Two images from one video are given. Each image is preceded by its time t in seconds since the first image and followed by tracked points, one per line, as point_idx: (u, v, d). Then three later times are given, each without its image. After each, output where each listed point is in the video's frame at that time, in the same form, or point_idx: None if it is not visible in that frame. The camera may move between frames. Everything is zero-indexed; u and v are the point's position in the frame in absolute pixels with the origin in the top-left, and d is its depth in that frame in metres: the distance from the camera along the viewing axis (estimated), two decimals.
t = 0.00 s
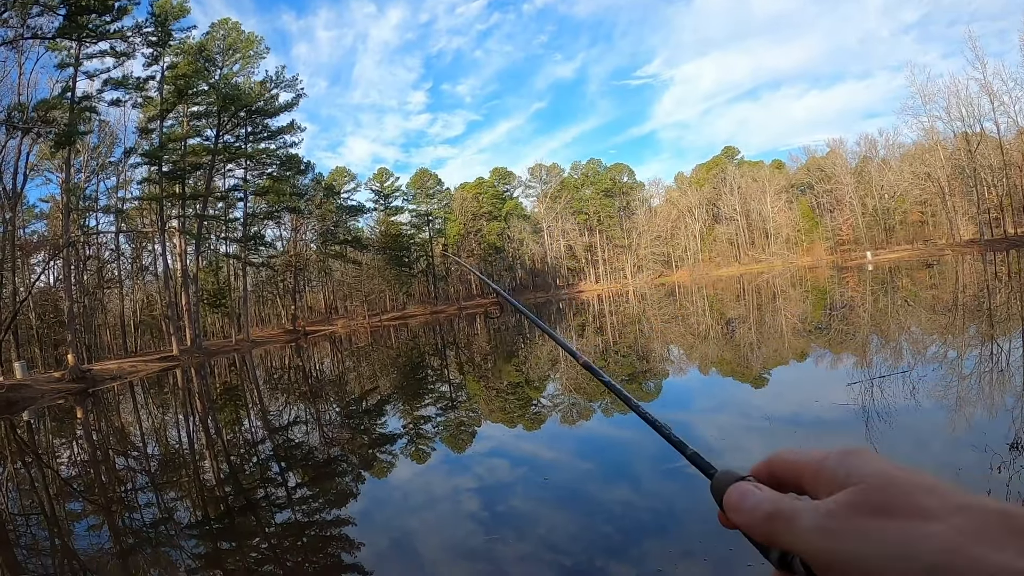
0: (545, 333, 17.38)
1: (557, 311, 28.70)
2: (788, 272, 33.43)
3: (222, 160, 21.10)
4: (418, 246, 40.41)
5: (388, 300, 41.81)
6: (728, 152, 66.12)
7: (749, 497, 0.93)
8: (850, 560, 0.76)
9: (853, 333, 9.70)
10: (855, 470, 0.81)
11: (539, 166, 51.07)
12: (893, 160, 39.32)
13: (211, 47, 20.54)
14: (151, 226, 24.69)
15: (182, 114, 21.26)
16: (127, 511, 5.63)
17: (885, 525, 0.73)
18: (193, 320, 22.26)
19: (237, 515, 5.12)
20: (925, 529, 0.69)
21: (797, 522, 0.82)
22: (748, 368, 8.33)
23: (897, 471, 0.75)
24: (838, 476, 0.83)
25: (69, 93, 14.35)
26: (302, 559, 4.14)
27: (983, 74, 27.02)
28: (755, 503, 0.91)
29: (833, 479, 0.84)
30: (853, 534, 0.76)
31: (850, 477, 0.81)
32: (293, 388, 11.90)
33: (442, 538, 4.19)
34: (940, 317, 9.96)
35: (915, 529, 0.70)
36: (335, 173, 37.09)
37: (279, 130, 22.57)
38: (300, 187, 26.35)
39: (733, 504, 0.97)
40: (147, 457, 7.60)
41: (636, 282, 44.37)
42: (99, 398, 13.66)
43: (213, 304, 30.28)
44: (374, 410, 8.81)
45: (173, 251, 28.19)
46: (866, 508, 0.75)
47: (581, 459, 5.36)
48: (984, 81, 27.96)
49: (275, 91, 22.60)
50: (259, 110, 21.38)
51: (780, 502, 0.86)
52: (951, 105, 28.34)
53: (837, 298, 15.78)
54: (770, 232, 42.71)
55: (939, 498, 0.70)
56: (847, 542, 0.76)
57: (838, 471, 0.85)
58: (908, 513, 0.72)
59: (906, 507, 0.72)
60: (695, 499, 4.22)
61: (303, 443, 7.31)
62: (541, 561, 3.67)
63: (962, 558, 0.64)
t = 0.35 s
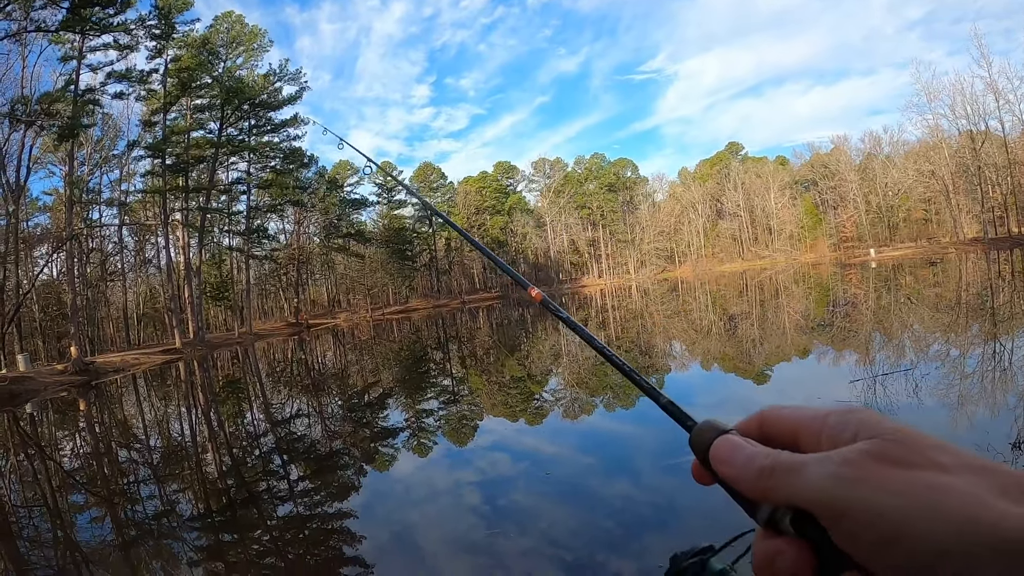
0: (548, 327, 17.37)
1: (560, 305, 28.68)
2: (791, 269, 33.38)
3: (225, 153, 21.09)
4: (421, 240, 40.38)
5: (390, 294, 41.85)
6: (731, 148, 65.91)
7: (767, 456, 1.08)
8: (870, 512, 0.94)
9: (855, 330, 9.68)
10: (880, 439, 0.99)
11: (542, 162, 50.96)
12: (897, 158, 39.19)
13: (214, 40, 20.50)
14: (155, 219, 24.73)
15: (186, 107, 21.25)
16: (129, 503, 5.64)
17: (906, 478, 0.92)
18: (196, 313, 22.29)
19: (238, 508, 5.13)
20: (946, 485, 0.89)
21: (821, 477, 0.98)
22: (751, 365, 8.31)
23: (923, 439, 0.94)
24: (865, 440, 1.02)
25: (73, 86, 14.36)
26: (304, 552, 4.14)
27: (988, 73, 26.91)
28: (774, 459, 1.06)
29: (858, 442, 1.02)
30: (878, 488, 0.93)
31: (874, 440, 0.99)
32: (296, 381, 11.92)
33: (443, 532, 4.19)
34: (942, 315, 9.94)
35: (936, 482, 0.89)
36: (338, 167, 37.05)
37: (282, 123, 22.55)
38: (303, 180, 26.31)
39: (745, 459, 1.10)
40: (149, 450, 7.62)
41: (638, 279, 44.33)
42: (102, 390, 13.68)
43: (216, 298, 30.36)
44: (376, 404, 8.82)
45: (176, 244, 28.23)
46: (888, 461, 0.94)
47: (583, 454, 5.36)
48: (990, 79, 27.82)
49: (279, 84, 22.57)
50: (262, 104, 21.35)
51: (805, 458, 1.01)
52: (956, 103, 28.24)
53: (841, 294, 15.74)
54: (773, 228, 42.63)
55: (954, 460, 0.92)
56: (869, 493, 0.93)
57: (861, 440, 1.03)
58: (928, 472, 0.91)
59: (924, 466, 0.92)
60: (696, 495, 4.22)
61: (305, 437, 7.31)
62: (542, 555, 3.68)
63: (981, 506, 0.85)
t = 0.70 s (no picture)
0: (549, 323, 17.37)
1: (561, 302, 28.68)
2: (793, 266, 33.35)
3: (226, 149, 21.06)
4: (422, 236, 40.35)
5: (391, 290, 41.86)
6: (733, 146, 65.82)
7: (774, 487, 1.11)
8: (861, 533, 0.93)
9: (856, 328, 9.67)
10: (870, 465, 1.00)
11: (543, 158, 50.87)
12: (899, 156, 39.13)
13: (215, 35, 20.45)
14: (156, 215, 24.74)
15: (187, 103, 21.23)
16: (131, 499, 5.66)
17: (898, 502, 0.89)
18: (197, 308, 22.30)
19: (239, 504, 5.14)
20: (935, 503, 0.84)
21: (820, 505, 1.01)
22: (751, 362, 8.30)
23: (914, 461, 0.91)
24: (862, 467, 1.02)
25: (74, 82, 14.35)
26: (304, 548, 4.15)
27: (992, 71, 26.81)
28: (780, 490, 1.09)
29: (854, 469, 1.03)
30: (865, 510, 0.93)
31: (867, 467, 1.00)
32: (297, 377, 11.93)
33: (444, 529, 4.19)
34: (944, 313, 9.92)
35: (925, 502, 0.85)
36: (339, 163, 37.01)
37: (284, 119, 22.51)
38: (304, 176, 26.30)
39: (754, 491, 1.14)
40: (150, 446, 7.63)
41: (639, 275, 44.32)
42: (103, 386, 13.69)
43: (217, 293, 30.38)
44: (377, 400, 8.84)
45: (177, 240, 28.24)
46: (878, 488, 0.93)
47: (583, 451, 5.36)
48: (992, 77, 27.75)
49: (281, 80, 22.56)
50: (264, 100, 21.35)
51: (804, 489, 1.05)
52: (958, 101, 28.16)
53: (842, 292, 15.74)
54: (775, 226, 42.58)
55: (948, 477, 0.85)
56: (859, 518, 0.94)
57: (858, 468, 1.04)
58: (921, 492, 0.88)
59: (919, 490, 0.89)
60: (697, 491, 4.23)
61: (306, 433, 7.32)
62: (543, 552, 3.68)
63: (966, 517, 0.78)
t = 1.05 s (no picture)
0: (547, 321, 17.38)
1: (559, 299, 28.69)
2: (791, 263, 33.35)
3: (224, 147, 21.04)
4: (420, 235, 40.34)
5: (389, 288, 41.85)
6: (732, 143, 65.78)
7: (797, 479, 1.12)
8: (896, 534, 0.98)
9: (854, 326, 9.67)
10: (900, 466, 1.04)
11: (541, 156, 50.84)
12: (897, 154, 39.14)
13: (212, 33, 20.39)
14: (154, 214, 24.71)
15: (184, 102, 21.20)
16: (129, 498, 5.66)
17: (932, 505, 0.96)
18: (195, 307, 22.25)
19: (238, 502, 5.14)
20: (966, 510, 0.93)
21: (851, 502, 1.03)
22: (749, 360, 8.31)
23: (946, 467, 0.98)
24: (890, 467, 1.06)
25: (71, 80, 14.31)
26: (303, 546, 4.15)
27: (989, 68, 26.83)
28: (805, 484, 1.10)
29: (886, 470, 1.06)
30: (900, 512, 0.97)
31: (898, 469, 1.04)
32: (295, 376, 11.91)
33: (443, 526, 4.20)
34: (942, 311, 9.93)
35: (956, 509, 0.93)
36: (337, 161, 36.96)
37: (281, 117, 22.47)
38: (302, 174, 26.23)
39: (778, 481, 1.14)
40: (149, 444, 7.63)
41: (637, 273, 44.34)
42: (101, 385, 13.67)
43: (215, 292, 30.37)
44: (376, 398, 8.84)
45: (175, 238, 28.20)
46: (913, 490, 0.99)
47: (582, 448, 5.37)
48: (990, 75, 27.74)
49: (278, 78, 22.51)
50: (262, 97, 21.32)
51: (832, 485, 1.06)
52: (957, 99, 28.18)
53: (840, 289, 15.75)
54: (773, 223, 42.60)
55: (974, 486, 0.95)
56: (892, 518, 0.98)
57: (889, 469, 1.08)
58: (951, 496, 0.95)
59: (946, 492, 0.96)
60: (695, 489, 4.23)
61: (305, 431, 7.33)
62: (543, 549, 3.68)
63: (999, 529, 0.89)
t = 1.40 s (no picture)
0: (543, 322, 17.38)
1: (556, 300, 28.71)
2: (788, 262, 33.39)
3: (221, 148, 21.00)
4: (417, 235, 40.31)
5: (387, 288, 41.82)
6: (728, 143, 65.88)
7: (802, 498, 1.14)
8: (896, 541, 1.00)
9: (850, 325, 9.69)
10: (902, 478, 1.08)
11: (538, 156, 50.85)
12: (893, 153, 39.25)
13: (208, 34, 20.40)
14: (150, 215, 24.66)
15: (180, 103, 21.18)
16: (126, 500, 5.65)
17: (931, 511, 0.99)
18: (191, 308, 22.18)
19: (236, 504, 5.14)
20: (969, 515, 0.96)
21: (854, 513, 1.04)
22: (747, 359, 8.32)
23: (947, 477, 1.02)
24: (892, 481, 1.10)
25: (67, 81, 14.28)
26: (301, 547, 4.15)
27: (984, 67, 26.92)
28: (810, 500, 1.12)
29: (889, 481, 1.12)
30: (906, 519, 1.00)
31: (900, 481, 1.08)
32: (292, 377, 11.90)
33: (440, 527, 4.20)
34: (938, 309, 9.97)
35: (958, 513, 0.96)
36: (333, 162, 36.93)
37: (277, 118, 22.46)
38: (298, 175, 26.19)
39: (781, 500, 1.16)
40: (146, 446, 7.61)
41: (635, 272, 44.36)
42: (98, 387, 13.64)
43: (211, 293, 30.32)
44: (373, 399, 8.83)
45: (171, 239, 28.14)
46: (916, 498, 1.02)
47: (579, 448, 5.37)
48: (985, 73, 27.82)
49: (274, 79, 22.49)
50: (258, 98, 21.29)
51: (835, 497, 1.08)
52: (952, 97, 28.28)
53: (836, 288, 15.79)
54: (770, 223, 42.67)
55: (975, 493, 0.98)
56: (896, 526, 1.00)
57: (890, 482, 1.14)
58: (954, 503, 0.99)
59: (951, 500, 0.99)
60: (693, 488, 4.24)
61: (302, 432, 7.33)
62: (541, 549, 3.69)
63: (1001, 531, 0.92)
